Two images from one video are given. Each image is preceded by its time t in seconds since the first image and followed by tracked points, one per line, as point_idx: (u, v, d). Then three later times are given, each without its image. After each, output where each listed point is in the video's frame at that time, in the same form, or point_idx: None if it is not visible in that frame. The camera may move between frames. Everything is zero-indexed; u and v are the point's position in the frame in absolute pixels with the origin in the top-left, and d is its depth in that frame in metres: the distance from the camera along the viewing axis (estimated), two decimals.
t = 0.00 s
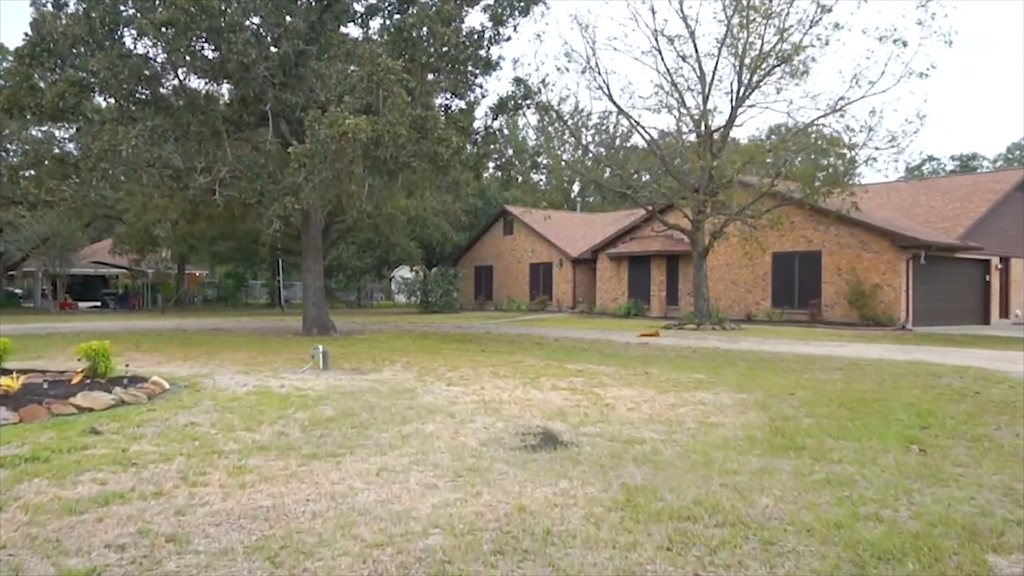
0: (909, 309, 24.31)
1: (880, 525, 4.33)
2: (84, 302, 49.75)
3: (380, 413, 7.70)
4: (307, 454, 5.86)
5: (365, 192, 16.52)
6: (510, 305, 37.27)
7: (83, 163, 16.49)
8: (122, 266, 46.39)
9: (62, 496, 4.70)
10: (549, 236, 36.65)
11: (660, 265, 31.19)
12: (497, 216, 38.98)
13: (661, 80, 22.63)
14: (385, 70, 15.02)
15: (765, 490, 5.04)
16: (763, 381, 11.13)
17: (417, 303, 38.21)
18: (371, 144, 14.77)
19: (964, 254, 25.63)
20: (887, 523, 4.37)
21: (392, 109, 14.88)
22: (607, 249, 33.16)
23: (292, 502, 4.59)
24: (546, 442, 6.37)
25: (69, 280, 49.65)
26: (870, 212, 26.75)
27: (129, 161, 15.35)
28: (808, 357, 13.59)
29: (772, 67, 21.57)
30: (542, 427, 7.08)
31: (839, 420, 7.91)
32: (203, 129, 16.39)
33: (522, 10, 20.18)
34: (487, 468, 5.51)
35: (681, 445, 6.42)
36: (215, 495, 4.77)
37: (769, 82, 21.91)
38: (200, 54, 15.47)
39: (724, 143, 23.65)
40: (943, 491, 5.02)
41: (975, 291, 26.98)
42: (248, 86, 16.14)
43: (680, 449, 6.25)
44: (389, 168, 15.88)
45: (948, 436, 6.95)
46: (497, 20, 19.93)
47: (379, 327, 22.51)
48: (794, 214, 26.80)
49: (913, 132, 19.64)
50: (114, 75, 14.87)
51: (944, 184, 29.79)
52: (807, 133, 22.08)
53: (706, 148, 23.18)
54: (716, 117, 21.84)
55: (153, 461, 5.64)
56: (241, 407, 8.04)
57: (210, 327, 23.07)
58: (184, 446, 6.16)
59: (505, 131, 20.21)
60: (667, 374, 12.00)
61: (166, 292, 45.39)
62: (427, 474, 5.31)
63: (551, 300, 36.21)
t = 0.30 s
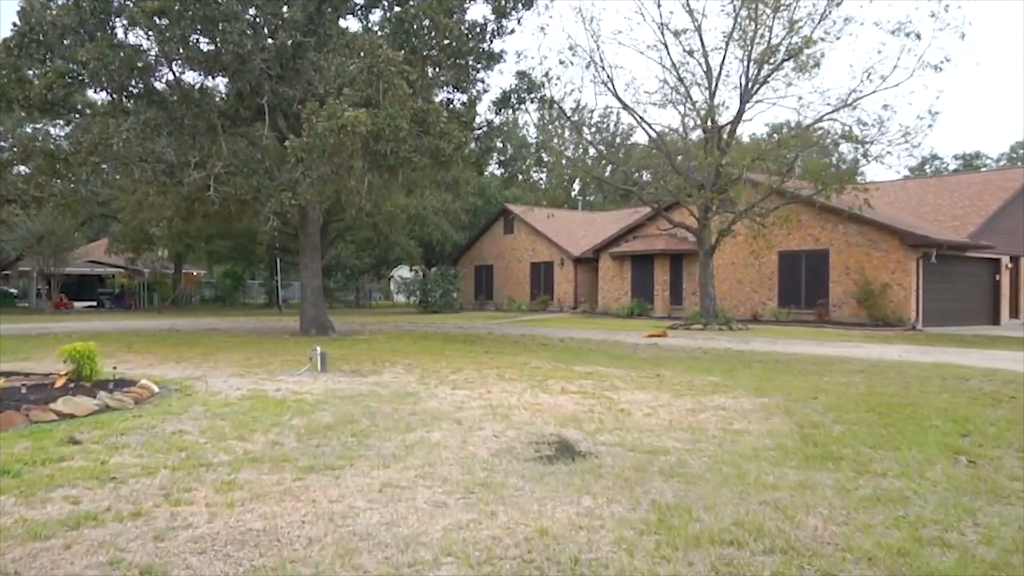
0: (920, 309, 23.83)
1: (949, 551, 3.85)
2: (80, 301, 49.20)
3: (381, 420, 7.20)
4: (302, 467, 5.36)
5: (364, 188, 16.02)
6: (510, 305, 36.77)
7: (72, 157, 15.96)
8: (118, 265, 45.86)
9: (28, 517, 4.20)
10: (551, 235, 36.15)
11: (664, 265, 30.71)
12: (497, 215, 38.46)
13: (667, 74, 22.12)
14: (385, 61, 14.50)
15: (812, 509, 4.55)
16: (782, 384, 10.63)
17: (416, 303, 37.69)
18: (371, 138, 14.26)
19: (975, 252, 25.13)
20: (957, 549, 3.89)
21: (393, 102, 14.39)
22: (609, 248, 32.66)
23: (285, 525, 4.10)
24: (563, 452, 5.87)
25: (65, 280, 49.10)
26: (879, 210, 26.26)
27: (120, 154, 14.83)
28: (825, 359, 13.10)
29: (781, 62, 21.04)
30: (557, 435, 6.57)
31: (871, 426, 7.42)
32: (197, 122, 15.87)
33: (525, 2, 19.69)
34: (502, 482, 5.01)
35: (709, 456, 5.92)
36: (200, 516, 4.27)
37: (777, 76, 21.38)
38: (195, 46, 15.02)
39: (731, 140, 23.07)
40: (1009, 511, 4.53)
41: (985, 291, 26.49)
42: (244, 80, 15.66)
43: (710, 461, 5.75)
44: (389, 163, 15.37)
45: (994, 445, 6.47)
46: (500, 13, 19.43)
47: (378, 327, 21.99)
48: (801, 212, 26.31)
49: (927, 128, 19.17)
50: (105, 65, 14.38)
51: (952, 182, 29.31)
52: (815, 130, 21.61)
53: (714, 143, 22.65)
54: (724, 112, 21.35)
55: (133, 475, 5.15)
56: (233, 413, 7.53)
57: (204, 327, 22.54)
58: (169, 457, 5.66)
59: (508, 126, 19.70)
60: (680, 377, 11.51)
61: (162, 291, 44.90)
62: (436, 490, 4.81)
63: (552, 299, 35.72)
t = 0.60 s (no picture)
0: (925, 308, 23.41)
1: None
2: (70, 302, 48.55)
3: (378, 427, 6.68)
4: (292, 483, 4.83)
5: (359, 184, 15.47)
6: (507, 305, 36.26)
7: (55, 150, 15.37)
8: (109, 265, 45.24)
9: None
10: (548, 234, 35.67)
11: (663, 264, 30.24)
12: (494, 214, 37.95)
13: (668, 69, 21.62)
14: (380, 52, 13.98)
15: (866, 531, 4.05)
16: (798, 387, 10.15)
17: (411, 303, 37.13)
18: (367, 131, 13.71)
19: (981, 251, 24.71)
20: None
21: (389, 94, 13.87)
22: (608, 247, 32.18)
23: (271, 553, 3.59)
24: (578, 463, 5.36)
25: (56, 281, 48.44)
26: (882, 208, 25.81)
27: (105, 147, 14.26)
28: (839, 360, 12.62)
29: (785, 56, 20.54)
30: (569, 443, 6.07)
31: (903, 432, 6.94)
32: (185, 114, 15.31)
33: None
34: (515, 499, 4.50)
35: (739, 468, 5.40)
36: (173, 543, 3.75)
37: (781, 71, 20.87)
38: (183, 38, 14.53)
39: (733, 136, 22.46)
40: None
41: (991, 290, 26.07)
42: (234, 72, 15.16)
43: (739, 473, 5.25)
44: (385, 159, 14.84)
45: None
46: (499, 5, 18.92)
47: (373, 327, 21.45)
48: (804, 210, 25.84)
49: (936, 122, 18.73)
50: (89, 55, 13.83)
51: (955, 180, 28.91)
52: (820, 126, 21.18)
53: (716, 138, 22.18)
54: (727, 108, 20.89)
55: (103, 492, 4.61)
56: (218, 419, 6.99)
57: (194, 328, 21.93)
58: (145, 470, 5.14)
59: (507, 122, 19.20)
60: (690, 379, 11.02)
61: (154, 292, 44.29)
62: (440, 509, 4.31)
63: (550, 299, 35.22)
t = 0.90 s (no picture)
0: (930, 308, 22.98)
1: None
2: (59, 301, 47.81)
3: (374, 438, 6.15)
4: (278, 505, 4.32)
5: (353, 180, 14.92)
6: (503, 305, 35.71)
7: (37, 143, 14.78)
8: (98, 264, 44.56)
9: None
10: (544, 233, 35.17)
11: (662, 263, 29.77)
12: (489, 213, 37.43)
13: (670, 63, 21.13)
14: (374, 41, 13.43)
15: (931, 564, 3.56)
16: (816, 392, 9.65)
17: (406, 303, 36.55)
18: (361, 123, 13.17)
19: (987, 250, 24.29)
20: None
21: (384, 85, 13.31)
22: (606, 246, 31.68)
23: None
24: (595, 481, 4.86)
25: (44, 280, 47.63)
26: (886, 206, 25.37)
27: (88, 140, 13.69)
28: (852, 362, 12.14)
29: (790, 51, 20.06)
30: (583, 457, 5.56)
31: (939, 442, 6.46)
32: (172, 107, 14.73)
33: None
34: (530, 525, 4.00)
35: (771, 485, 4.90)
36: None
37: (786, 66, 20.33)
38: (170, 28, 14.02)
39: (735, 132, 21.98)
40: None
41: (996, 290, 25.65)
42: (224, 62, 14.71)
43: (775, 492, 4.75)
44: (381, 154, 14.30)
45: None
46: None
47: (367, 328, 20.90)
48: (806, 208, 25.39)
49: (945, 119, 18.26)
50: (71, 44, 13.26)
51: (958, 179, 28.51)
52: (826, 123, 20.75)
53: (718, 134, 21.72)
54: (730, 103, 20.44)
55: (62, 518, 4.08)
56: (199, 429, 6.46)
57: (184, 328, 21.33)
58: (113, 491, 4.61)
59: (506, 118, 18.74)
60: (700, 383, 10.51)
61: (145, 291, 43.61)
62: (447, 538, 3.80)
63: (546, 299, 34.71)
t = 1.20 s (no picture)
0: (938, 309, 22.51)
1: None
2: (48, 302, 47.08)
3: (371, 454, 5.60)
4: (263, 539, 3.78)
5: (347, 176, 14.36)
6: (500, 306, 35.15)
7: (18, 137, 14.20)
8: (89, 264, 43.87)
9: None
10: (542, 232, 34.64)
11: (662, 263, 29.25)
12: (486, 212, 36.86)
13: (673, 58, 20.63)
14: (370, 31, 12.88)
15: None
16: (838, 398, 9.12)
17: (401, 303, 35.96)
18: (357, 116, 12.62)
19: (994, 249, 23.86)
20: None
21: (380, 77, 12.77)
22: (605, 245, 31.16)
23: None
24: (621, 507, 4.33)
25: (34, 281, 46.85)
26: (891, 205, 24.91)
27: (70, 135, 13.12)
28: (869, 366, 11.63)
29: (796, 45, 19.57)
30: (604, 477, 5.03)
31: (986, 457, 5.96)
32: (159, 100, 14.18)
33: None
34: (555, 563, 3.49)
35: (816, 510, 4.39)
36: None
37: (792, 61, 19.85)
38: (157, 17, 13.46)
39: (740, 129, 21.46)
40: None
41: (1003, 290, 25.22)
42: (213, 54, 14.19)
43: (824, 519, 4.23)
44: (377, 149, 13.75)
45: None
46: None
47: (362, 329, 20.33)
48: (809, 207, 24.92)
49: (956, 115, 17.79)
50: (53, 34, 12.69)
51: (962, 178, 28.10)
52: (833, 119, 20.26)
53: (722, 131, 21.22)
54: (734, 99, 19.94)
55: (14, 557, 3.54)
56: (180, 444, 5.90)
57: (174, 329, 20.74)
58: (75, 521, 4.06)
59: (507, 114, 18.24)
60: (714, 389, 9.98)
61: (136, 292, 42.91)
62: None
63: (544, 299, 34.17)
